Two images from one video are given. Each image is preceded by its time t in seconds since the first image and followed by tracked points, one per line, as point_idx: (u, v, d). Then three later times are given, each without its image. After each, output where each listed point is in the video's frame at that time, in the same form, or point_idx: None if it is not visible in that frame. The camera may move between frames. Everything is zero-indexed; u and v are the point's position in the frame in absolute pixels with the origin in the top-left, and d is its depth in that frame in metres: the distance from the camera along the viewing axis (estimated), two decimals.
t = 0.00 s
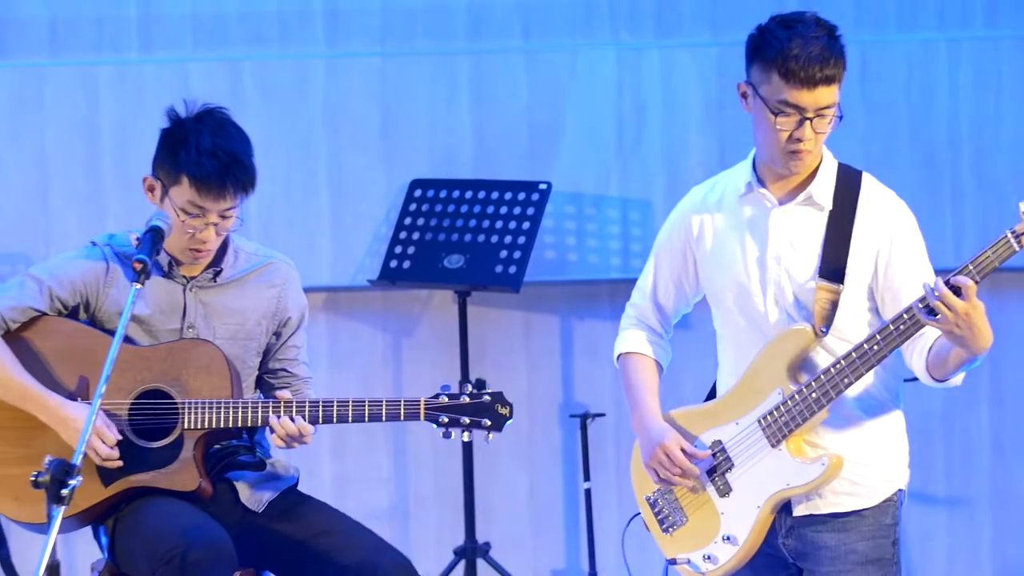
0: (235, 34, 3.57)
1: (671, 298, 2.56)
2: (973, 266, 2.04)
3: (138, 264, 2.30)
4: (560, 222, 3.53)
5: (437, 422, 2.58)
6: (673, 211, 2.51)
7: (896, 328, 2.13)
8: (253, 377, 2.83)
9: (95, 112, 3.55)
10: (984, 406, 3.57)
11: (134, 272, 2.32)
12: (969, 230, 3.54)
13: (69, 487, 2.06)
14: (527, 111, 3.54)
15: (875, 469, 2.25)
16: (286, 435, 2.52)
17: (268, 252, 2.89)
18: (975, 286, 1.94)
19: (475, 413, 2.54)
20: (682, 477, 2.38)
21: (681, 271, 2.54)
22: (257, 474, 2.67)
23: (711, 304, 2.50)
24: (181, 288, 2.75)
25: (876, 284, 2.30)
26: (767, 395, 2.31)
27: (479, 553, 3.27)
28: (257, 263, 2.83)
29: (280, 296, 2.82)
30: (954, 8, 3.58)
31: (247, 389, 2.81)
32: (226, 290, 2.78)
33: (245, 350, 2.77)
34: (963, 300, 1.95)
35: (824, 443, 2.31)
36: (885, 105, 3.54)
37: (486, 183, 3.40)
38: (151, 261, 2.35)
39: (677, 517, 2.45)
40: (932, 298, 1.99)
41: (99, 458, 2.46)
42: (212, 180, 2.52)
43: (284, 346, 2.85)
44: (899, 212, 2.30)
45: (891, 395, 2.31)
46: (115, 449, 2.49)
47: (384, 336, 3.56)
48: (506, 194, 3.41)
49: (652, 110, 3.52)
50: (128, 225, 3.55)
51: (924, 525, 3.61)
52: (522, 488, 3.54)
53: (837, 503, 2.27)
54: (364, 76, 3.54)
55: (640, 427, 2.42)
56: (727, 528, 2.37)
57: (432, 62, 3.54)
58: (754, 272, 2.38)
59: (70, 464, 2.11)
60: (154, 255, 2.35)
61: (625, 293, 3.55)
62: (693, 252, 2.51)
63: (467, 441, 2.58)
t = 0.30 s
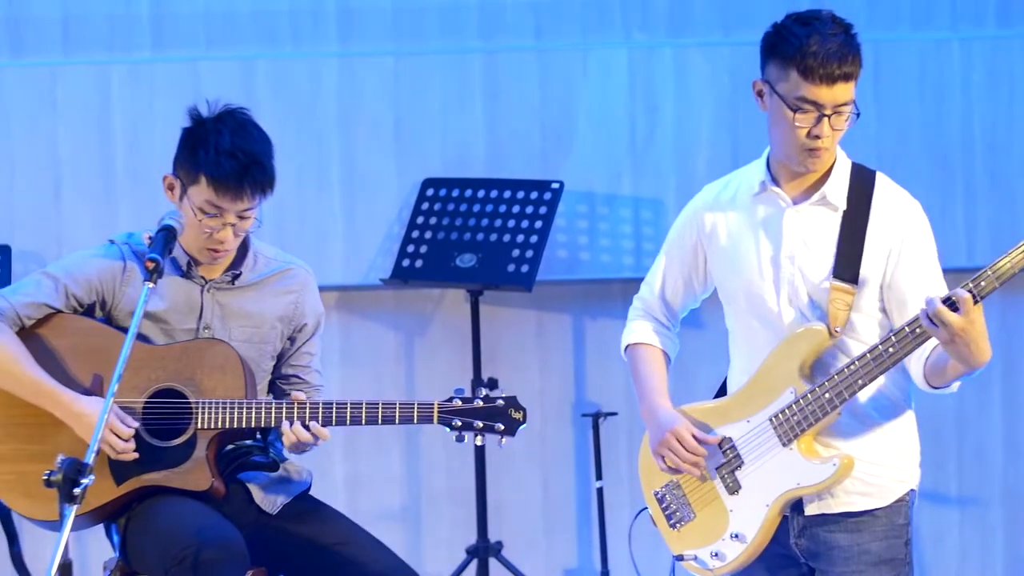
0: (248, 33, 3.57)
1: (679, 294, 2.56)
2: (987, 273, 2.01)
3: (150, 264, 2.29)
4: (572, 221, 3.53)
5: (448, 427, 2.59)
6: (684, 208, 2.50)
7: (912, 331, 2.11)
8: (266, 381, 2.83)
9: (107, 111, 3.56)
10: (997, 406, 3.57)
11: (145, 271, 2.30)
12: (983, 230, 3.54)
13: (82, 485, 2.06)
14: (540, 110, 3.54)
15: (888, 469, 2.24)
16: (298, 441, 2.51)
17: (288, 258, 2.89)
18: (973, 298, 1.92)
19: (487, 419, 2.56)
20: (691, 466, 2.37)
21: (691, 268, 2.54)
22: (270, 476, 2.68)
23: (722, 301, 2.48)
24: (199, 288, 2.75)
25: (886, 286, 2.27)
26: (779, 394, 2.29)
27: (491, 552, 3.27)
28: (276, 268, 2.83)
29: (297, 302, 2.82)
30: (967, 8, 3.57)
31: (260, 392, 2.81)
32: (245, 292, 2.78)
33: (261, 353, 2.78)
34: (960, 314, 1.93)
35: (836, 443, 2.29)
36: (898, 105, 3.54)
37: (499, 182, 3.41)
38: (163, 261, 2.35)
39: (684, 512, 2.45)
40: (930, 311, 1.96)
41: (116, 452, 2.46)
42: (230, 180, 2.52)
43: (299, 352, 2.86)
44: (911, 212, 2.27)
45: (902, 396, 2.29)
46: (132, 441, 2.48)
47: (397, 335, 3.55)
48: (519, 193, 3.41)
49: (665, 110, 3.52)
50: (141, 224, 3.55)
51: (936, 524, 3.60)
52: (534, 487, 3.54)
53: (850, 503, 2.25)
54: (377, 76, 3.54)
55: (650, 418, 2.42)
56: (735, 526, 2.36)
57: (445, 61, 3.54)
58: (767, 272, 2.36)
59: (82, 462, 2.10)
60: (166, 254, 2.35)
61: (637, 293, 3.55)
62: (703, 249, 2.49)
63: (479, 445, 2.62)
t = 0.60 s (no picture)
0: (270, 30, 3.57)
1: (704, 292, 2.46)
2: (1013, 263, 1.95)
3: (173, 261, 2.31)
4: (595, 219, 3.53)
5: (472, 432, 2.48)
6: (707, 205, 2.40)
7: (937, 323, 2.01)
8: (290, 382, 2.83)
9: (130, 109, 3.56)
10: (1020, 404, 3.57)
11: (168, 268, 2.32)
12: (1006, 228, 3.54)
13: (105, 484, 2.03)
14: (562, 109, 3.54)
15: (916, 465, 2.13)
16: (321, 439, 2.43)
17: (315, 258, 2.87)
18: (1008, 286, 1.86)
19: (512, 424, 2.44)
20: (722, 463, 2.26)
21: (715, 265, 2.43)
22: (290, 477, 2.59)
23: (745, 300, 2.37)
24: (226, 288, 2.72)
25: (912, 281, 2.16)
26: (805, 392, 2.18)
27: (514, 551, 3.26)
28: (303, 270, 2.81)
29: (323, 304, 2.80)
30: (990, 6, 3.58)
31: (284, 393, 2.80)
32: (272, 293, 2.76)
33: (285, 355, 2.77)
34: (997, 303, 1.87)
35: (864, 439, 2.16)
36: (921, 103, 3.54)
37: (522, 180, 3.41)
38: (186, 258, 2.36)
39: (716, 512, 2.32)
40: (965, 300, 1.90)
41: (137, 455, 2.40)
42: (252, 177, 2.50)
43: (322, 354, 2.85)
44: (933, 205, 2.17)
45: (928, 391, 2.17)
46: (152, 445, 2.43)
47: (419, 333, 3.55)
48: (540, 192, 3.41)
49: (687, 108, 3.52)
50: (163, 222, 3.55)
51: (959, 523, 3.60)
52: (557, 486, 3.53)
53: (877, 500, 2.13)
54: (400, 75, 3.55)
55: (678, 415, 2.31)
56: (767, 524, 2.24)
57: (467, 60, 3.54)
58: (788, 269, 2.25)
59: (104, 461, 2.07)
60: (189, 252, 2.36)
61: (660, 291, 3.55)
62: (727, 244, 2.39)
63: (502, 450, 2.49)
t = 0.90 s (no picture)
0: (286, 29, 3.56)
1: (726, 293, 2.41)
2: None
3: (190, 261, 2.30)
4: (612, 219, 3.53)
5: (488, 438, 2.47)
6: (727, 205, 2.36)
7: (956, 321, 1.98)
8: (310, 384, 2.75)
9: (147, 109, 3.55)
10: None
11: (186, 269, 2.31)
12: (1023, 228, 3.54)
13: (123, 483, 2.04)
14: (579, 109, 3.54)
15: (937, 463, 2.09)
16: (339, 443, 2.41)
17: (338, 259, 2.80)
18: None
19: (528, 427, 2.44)
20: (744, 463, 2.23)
21: (736, 266, 2.39)
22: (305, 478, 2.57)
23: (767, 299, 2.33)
24: (246, 289, 2.67)
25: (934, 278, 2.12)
26: (825, 391, 2.15)
27: (531, 551, 3.26)
28: (325, 271, 2.74)
29: (344, 306, 2.72)
30: (1007, 6, 3.57)
31: (303, 395, 2.72)
32: (292, 294, 2.69)
33: (305, 357, 2.70)
34: (1015, 299, 1.83)
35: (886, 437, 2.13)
36: (938, 102, 3.54)
37: (540, 180, 3.41)
38: (203, 258, 2.35)
39: (738, 512, 2.30)
40: (986, 298, 1.88)
41: (154, 450, 2.40)
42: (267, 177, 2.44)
43: (344, 356, 2.77)
44: (955, 202, 2.11)
45: (948, 390, 2.13)
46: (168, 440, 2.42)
47: (436, 333, 3.54)
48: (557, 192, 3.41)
49: (704, 108, 3.52)
50: (180, 222, 3.55)
51: (976, 523, 3.60)
52: (574, 487, 3.53)
53: (897, 499, 2.09)
54: (416, 74, 3.55)
55: (699, 415, 2.28)
56: (790, 522, 2.21)
57: (484, 60, 3.55)
58: (806, 267, 2.21)
59: (122, 461, 2.08)
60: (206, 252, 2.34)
61: (677, 291, 3.55)
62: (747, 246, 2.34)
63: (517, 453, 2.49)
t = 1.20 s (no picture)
0: (315, 28, 3.56)
1: (753, 288, 2.25)
2: None
3: (217, 260, 2.24)
4: (639, 219, 3.53)
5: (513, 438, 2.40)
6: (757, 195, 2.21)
7: (992, 328, 1.86)
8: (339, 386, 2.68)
9: (175, 108, 3.55)
10: None
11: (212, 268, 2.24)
12: None
13: (149, 482, 1.99)
14: (606, 108, 3.53)
15: (965, 469, 2.00)
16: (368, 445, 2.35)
17: (370, 260, 2.72)
18: None
19: (554, 428, 2.37)
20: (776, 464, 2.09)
21: (765, 261, 2.23)
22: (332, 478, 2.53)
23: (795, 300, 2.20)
24: (276, 288, 2.59)
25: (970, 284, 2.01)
26: (855, 395, 2.03)
27: (558, 550, 3.27)
28: (356, 272, 2.65)
29: (374, 308, 2.64)
30: None
31: (331, 397, 2.66)
32: (323, 295, 2.61)
33: (334, 358, 2.63)
34: None
35: (914, 442, 2.02)
36: (967, 101, 3.54)
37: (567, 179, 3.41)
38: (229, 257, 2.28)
39: (765, 512, 2.17)
40: None
41: (178, 450, 2.34)
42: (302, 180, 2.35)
43: (373, 357, 2.69)
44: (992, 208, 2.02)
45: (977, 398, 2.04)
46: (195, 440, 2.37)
47: (463, 332, 3.55)
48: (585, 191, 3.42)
49: (732, 106, 3.52)
50: (208, 220, 3.55)
51: (1004, 522, 3.60)
52: (601, 486, 3.54)
53: (926, 502, 2.00)
54: (444, 74, 3.55)
55: (728, 414, 2.13)
56: (817, 524, 2.08)
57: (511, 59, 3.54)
58: (839, 268, 2.09)
59: (149, 459, 2.04)
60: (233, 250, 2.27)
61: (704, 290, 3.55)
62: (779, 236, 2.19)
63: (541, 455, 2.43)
